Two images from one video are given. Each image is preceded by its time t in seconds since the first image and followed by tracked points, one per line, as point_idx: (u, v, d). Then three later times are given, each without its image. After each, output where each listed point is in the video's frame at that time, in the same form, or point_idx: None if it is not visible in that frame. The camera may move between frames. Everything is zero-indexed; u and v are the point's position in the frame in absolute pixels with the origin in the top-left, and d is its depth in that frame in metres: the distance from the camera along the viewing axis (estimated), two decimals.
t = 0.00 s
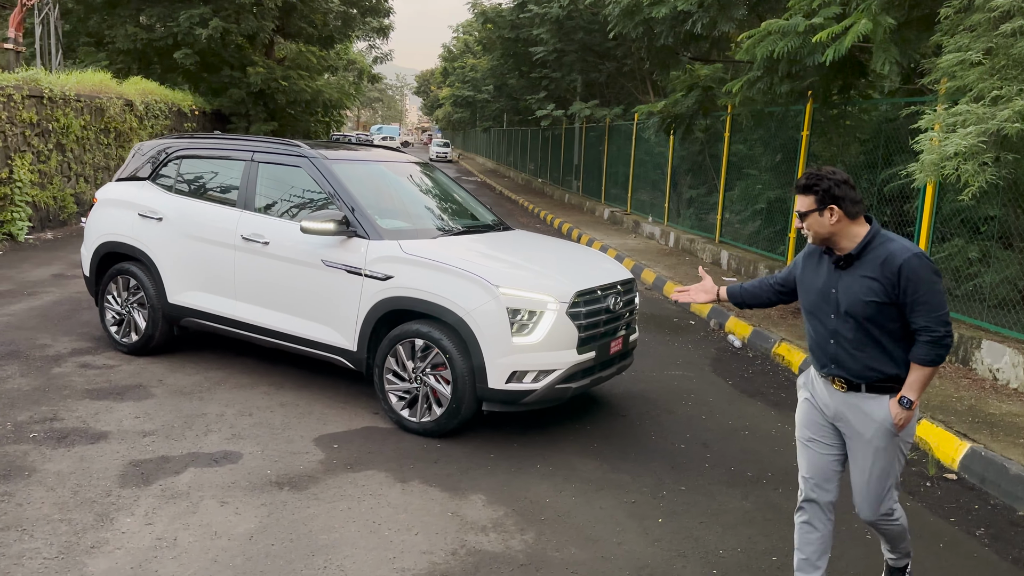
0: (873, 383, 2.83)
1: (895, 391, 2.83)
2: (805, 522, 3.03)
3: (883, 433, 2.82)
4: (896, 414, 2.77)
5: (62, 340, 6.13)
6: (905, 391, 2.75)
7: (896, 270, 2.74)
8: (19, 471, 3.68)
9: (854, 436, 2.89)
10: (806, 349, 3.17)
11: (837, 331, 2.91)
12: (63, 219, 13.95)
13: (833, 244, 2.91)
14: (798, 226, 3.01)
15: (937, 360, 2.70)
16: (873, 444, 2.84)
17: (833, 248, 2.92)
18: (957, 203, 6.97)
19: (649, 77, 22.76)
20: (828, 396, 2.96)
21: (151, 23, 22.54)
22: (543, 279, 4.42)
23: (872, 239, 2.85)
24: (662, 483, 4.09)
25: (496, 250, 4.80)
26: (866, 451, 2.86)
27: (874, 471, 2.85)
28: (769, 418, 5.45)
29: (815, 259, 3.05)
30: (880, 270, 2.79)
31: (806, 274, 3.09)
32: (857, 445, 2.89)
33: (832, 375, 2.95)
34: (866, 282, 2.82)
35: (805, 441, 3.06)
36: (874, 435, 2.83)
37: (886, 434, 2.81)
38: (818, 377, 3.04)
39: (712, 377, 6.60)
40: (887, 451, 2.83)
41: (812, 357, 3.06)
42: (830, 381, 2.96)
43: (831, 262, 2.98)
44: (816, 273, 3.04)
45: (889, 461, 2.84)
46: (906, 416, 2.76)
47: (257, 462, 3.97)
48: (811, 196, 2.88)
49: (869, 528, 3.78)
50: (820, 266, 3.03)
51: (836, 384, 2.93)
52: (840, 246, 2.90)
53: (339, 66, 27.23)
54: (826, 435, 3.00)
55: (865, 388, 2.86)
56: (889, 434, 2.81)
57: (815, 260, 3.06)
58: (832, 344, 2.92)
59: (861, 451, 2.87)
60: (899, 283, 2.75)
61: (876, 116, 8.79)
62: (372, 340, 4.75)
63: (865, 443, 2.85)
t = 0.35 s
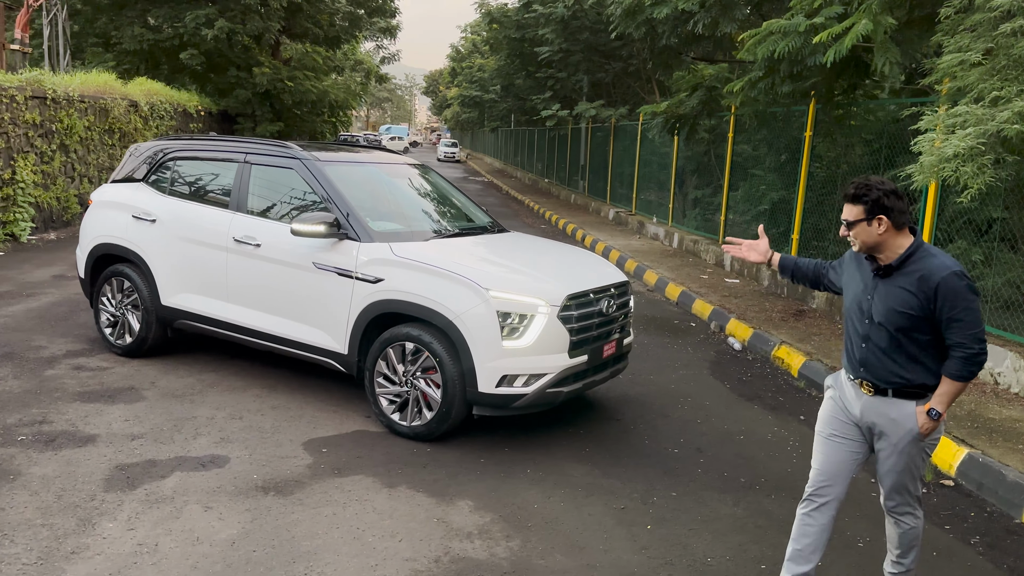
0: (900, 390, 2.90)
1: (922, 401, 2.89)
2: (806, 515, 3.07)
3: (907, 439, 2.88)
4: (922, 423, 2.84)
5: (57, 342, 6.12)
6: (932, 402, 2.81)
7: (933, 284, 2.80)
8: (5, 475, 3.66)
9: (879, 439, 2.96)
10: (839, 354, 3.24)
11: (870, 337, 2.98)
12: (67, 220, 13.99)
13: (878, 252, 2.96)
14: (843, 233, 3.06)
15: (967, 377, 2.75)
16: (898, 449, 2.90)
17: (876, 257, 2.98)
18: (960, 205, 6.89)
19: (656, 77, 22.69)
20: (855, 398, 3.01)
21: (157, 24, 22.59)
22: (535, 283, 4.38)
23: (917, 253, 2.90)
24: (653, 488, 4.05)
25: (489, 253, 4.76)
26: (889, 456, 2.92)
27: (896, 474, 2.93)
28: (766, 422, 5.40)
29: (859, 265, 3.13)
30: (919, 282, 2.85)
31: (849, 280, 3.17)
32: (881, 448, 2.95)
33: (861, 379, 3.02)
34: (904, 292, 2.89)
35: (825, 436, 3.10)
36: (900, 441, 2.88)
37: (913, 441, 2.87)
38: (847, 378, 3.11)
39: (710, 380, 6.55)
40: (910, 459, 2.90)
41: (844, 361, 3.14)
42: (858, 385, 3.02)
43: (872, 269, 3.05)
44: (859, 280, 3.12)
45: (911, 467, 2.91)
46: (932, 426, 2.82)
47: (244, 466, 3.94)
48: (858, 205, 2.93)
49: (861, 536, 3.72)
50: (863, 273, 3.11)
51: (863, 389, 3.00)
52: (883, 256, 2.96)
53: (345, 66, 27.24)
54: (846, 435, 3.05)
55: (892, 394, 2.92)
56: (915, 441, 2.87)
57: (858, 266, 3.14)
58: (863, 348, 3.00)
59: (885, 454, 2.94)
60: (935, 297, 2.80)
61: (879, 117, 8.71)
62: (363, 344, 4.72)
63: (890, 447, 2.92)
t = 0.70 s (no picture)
0: (899, 379, 3.00)
1: (920, 389, 2.99)
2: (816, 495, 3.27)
3: (905, 428, 2.98)
4: (921, 412, 2.94)
5: (49, 341, 6.14)
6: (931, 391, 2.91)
7: (938, 276, 2.87)
8: None
9: (878, 427, 3.07)
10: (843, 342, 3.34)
11: (873, 326, 3.08)
12: (68, 220, 14.02)
13: (884, 243, 3.04)
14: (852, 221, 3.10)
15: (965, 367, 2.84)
16: (896, 437, 3.00)
17: (883, 248, 3.05)
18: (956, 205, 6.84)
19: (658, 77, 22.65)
20: (855, 388, 3.14)
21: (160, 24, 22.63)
22: (521, 282, 4.36)
23: (923, 246, 2.98)
24: (639, 489, 4.03)
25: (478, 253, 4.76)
26: (887, 444, 3.03)
27: (891, 463, 3.01)
28: (757, 423, 5.37)
29: (865, 256, 3.20)
30: (923, 274, 2.93)
31: (855, 269, 3.25)
32: (879, 436, 3.06)
33: (862, 367, 3.12)
34: (909, 284, 2.96)
35: (825, 426, 3.24)
36: (898, 429, 2.99)
37: (910, 429, 2.97)
38: (849, 367, 3.21)
39: (703, 380, 6.53)
40: (907, 447, 2.99)
41: (847, 348, 3.24)
42: (860, 373, 3.14)
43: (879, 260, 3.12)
44: (864, 269, 3.19)
45: (906, 456, 3.00)
46: (930, 416, 2.92)
47: (228, 466, 3.94)
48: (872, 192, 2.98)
49: (845, 537, 3.71)
50: (869, 262, 3.18)
51: (863, 377, 3.11)
52: (889, 247, 3.03)
53: (348, 67, 27.27)
54: (847, 423, 3.19)
55: (890, 383, 3.03)
56: (913, 430, 2.97)
57: (864, 257, 3.21)
58: (866, 337, 3.09)
59: (883, 442, 3.04)
60: (939, 289, 2.88)
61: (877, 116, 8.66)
62: (351, 343, 4.72)
63: (888, 435, 3.02)
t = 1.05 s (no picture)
0: (870, 363, 3.08)
1: (889, 371, 3.09)
2: (815, 480, 3.40)
3: (874, 408, 3.07)
4: (891, 391, 3.02)
5: (41, 339, 6.18)
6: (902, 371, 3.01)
7: (906, 260, 2.99)
8: None
9: (847, 412, 3.16)
10: (806, 334, 3.41)
11: (842, 314, 3.15)
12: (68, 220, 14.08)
13: (856, 231, 3.14)
14: (838, 204, 3.10)
15: (932, 346, 2.97)
16: (863, 419, 3.09)
17: (849, 237, 3.16)
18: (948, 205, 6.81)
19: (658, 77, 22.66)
20: (824, 378, 3.23)
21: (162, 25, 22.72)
22: (504, 279, 4.39)
23: (886, 234, 3.12)
24: (618, 485, 4.06)
25: (462, 251, 4.79)
26: (854, 426, 3.11)
27: (860, 445, 3.09)
28: (742, 421, 5.39)
29: (827, 248, 3.30)
30: (890, 261, 3.04)
31: (816, 261, 3.33)
32: (848, 420, 3.15)
33: (830, 356, 3.19)
34: (876, 271, 3.07)
35: (807, 421, 3.35)
36: (866, 411, 3.08)
37: (878, 410, 3.06)
38: (816, 357, 3.29)
39: (691, 378, 6.55)
40: (877, 428, 3.07)
41: (813, 339, 3.30)
42: (828, 363, 3.21)
43: (842, 251, 3.22)
44: (826, 260, 3.28)
45: (873, 437, 3.07)
46: (901, 394, 3.01)
47: (210, 462, 3.98)
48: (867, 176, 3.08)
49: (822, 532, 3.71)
50: (831, 254, 3.28)
51: (832, 365, 3.18)
52: (859, 235, 3.14)
53: (349, 68, 27.33)
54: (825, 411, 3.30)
55: (860, 368, 3.11)
56: (881, 409, 3.06)
57: (826, 249, 3.30)
58: (834, 326, 3.16)
59: (851, 425, 3.12)
60: (907, 273, 3.00)
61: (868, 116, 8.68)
62: (335, 340, 4.75)
63: (856, 418, 3.11)
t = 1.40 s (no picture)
0: (837, 349, 3.22)
1: (854, 356, 3.25)
2: (792, 471, 3.47)
3: (843, 391, 3.20)
4: (858, 373, 3.17)
5: (35, 336, 6.22)
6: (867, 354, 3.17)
7: (868, 250, 3.17)
8: None
9: (817, 397, 3.27)
10: (771, 326, 3.53)
11: (809, 304, 3.28)
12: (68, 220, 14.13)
13: (822, 225, 3.29)
14: (811, 200, 3.23)
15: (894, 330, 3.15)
16: (834, 402, 3.21)
17: (813, 231, 3.31)
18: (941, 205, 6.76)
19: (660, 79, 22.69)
20: (793, 365, 3.34)
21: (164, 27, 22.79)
22: (488, 277, 4.43)
23: (846, 226, 3.30)
24: (600, 482, 4.08)
25: (449, 249, 4.83)
26: (825, 409, 3.23)
27: (830, 428, 3.21)
28: (729, 419, 5.41)
29: (790, 243, 3.43)
30: (853, 251, 3.21)
31: (779, 255, 3.47)
32: (818, 404, 3.26)
33: (798, 344, 3.31)
34: (840, 261, 3.23)
35: (781, 411, 3.46)
36: (835, 394, 3.20)
37: (846, 392, 3.19)
38: (784, 347, 3.40)
39: (681, 377, 6.57)
40: (846, 409, 3.20)
41: (779, 330, 3.42)
42: (797, 351, 3.32)
43: (805, 245, 3.37)
44: (790, 254, 3.43)
45: (843, 419, 3.19)
46: (867, 376, 3.16)
47: (196, 457, 4.02)
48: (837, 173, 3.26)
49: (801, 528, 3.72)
50: (795, 248, 3.42)
51: (801, 353, 3.29)
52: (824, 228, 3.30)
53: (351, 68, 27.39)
54: (795, 400, 3.42)
55: (828, 354, 3.24)
56: (850, 391, 3.19)
57: (789, 243, 3.44)
58: (803, 315, 3.28)
59: (823, 410, 3.24)
60: (869, 262, 3.17)
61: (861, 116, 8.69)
62: (322, 337, 4.78)
63: (826, 402, 3.23)
